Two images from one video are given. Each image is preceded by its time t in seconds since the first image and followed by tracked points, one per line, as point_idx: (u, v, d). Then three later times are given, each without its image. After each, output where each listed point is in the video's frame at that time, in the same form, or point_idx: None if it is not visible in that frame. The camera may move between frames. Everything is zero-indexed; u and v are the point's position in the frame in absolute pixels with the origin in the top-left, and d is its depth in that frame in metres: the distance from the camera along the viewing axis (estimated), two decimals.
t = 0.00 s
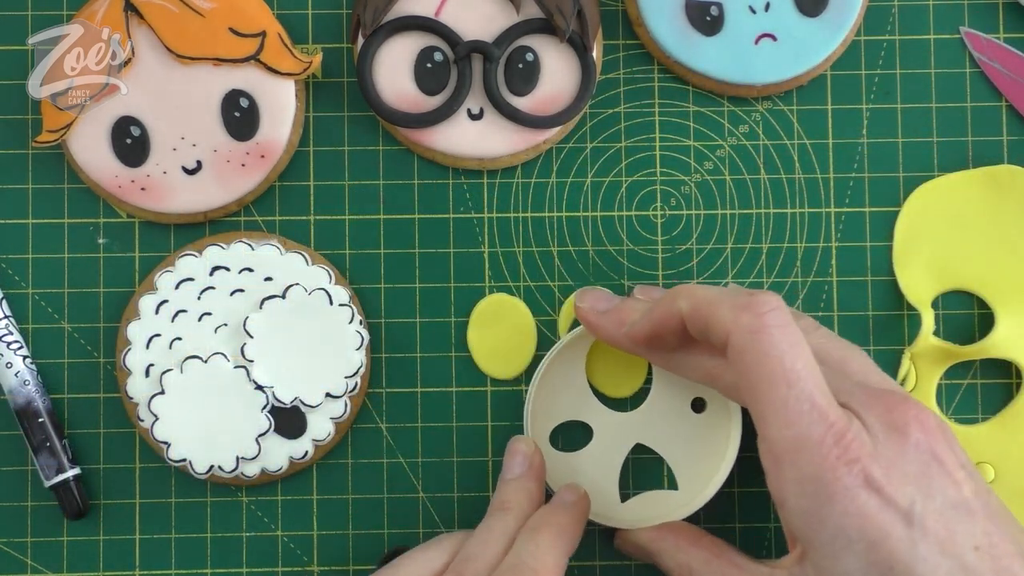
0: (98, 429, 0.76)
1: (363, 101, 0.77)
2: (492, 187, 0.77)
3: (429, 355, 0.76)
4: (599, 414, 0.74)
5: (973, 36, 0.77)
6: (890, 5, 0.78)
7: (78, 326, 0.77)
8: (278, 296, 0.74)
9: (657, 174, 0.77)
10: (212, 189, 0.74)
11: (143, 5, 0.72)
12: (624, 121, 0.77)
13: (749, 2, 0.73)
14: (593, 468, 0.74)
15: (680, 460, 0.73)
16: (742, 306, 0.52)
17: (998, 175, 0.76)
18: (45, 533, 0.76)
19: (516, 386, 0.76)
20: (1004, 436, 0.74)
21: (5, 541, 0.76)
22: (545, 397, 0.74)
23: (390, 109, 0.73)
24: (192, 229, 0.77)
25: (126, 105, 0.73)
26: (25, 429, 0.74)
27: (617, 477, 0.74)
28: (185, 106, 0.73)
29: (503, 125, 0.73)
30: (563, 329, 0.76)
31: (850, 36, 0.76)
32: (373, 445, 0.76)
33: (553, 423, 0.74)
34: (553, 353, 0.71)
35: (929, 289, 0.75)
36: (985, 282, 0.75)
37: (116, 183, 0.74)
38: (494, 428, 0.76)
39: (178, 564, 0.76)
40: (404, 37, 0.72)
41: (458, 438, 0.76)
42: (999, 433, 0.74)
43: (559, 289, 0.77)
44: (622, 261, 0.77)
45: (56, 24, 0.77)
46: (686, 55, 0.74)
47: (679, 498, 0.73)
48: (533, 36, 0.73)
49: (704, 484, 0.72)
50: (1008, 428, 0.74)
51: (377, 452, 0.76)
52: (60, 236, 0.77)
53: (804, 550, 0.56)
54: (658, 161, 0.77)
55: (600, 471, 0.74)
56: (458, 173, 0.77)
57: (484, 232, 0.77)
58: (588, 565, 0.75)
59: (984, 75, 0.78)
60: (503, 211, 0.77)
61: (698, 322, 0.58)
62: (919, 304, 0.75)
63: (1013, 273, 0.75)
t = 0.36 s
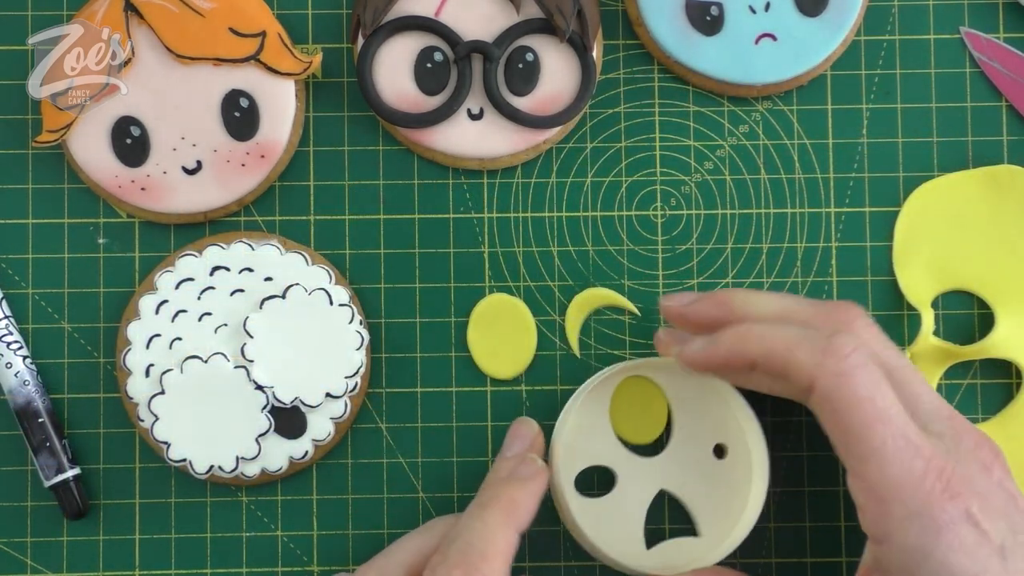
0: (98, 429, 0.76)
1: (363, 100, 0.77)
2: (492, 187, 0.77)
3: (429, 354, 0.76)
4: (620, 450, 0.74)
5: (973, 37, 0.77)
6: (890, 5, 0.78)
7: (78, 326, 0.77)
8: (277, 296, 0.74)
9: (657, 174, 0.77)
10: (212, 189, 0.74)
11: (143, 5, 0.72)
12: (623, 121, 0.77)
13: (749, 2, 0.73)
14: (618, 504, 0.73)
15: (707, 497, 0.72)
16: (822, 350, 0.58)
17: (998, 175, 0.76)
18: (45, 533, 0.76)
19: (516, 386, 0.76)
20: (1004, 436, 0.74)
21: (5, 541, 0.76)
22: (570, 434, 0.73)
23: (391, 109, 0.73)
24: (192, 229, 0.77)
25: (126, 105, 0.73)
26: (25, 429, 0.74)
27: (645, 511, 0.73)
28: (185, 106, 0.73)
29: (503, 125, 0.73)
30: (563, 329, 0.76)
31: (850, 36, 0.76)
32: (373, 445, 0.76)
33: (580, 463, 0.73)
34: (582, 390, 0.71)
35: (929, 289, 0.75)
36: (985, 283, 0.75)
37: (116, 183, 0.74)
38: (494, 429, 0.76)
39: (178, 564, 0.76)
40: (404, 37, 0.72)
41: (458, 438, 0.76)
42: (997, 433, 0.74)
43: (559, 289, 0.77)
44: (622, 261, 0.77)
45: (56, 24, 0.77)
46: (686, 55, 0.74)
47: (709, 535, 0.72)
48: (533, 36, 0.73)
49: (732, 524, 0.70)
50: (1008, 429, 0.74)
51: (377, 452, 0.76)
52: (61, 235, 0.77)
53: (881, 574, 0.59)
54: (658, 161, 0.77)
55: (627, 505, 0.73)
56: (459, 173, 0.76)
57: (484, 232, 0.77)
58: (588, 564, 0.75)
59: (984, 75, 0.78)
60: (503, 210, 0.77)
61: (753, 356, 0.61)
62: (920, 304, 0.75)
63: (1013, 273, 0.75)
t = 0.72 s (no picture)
0: (98, 429, 0.76)
1: (363, 100, 0.77)
2: (492, 187, 0.77)
3: (429, 355, 0.76)
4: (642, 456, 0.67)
5: (973, 37, 0.77)
6: (890, 5, 0.78)
7: (78, 327, 0.77)
8: (277, 296, 0.74)
9: (657, 174, 0.77)
10: (212, 189, 0.74)
11: (143, 5, 0.72)
12: (623, 121, 0.77)
13: (749, 2, 0.73)
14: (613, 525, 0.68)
15: (719, 520, 0.68)
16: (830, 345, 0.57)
17: (998, 176, 0.76)
18: (45, 533, 0.76)
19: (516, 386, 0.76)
20: (1004, 437, 0.74)
21: (5, 541, 0.76)
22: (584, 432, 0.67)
23: (391, 109, 0.73)
24: (192, 229, 0.77)
25: (126, 105, 0.73)
26: (25, 429, 0.74)
27: (648, 544, 0.67)
28: (185, 106, 0.73)
29: (503, 125, 0.73)
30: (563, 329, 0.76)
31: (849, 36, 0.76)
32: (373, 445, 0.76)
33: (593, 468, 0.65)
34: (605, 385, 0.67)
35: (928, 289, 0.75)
36: (985, 283, 0.75)
37: (116, 183, 0.74)
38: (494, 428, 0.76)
39: (178, 564, 0.76)
40: (405, 37, 0.72)
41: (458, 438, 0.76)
42: (998, 433, 0.74)
43: (559, 289, 0.77)
44: (622, 261, 0.77)
45: (56, 24, 0.77)
46: (686, 55, 0.74)
47: (712, 561, 0.67)
48: (533, 35, 0.73)
49: (737, 553, 0.66)
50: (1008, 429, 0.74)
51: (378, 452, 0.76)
52: (61, 235, 0.77)
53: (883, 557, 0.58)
54: (658, 161, 0.77)
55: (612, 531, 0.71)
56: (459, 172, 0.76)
57: (484, 232, 0.77)
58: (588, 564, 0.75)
59: (984, 75, 0.78)
60: (503, 211, 0.77)
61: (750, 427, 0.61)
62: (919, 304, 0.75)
63: (1013, 273, 0.74)
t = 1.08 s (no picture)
0: (98, 429, 0.76)
1: (363, 100, 0.77)
2: (492, 187, 0.77)
3: (429, 354, 0.76)
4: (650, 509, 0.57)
5: (973, 38, 0.77)
6: (890, 5, 0.78)
7: (78, 327, 0.77)
8: (276, 296, 0.74)
9: (657, 174, 0.77)
10: (212, 189, 0.74)
11: (143, 5, 0.72)
12: (623, 121, 0.77)
13: (749, 2, 0.73)
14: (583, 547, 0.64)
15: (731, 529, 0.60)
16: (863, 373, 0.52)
17: (997, 176, 0.76)
18: (46, 533, 0.76)
19: (516, 386, 0.76)
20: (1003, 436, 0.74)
21: (5, 541, 0.76)
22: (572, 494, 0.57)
23: (391, 109, 0.73)
24: (192, 229, 0.77)
25: (126, 105, 0.73)
26: (25, 429, 0.74)
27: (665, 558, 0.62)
28: (185, 106, 0.73)
29: (504, 125, 0.73)
30: (563, 330, 0.76)
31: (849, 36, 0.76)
32: (373, 444, 0.76)
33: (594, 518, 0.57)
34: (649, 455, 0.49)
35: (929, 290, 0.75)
36: (985, 283, 0.75)
37: (116, 183, 0.74)
38: (494, 428, 0.76)
39: (178, 564, 0.76)
40: (405, 37, 0.72)
41: (458, 438, 0.76)
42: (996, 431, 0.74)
43: (559, 289, 0.77)
44: (622, 261, 0.77)
45: (56, 24, 0.77)
46: (686, 55, 0.74)
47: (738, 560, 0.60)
48: (533, 35, 0.73)
49: None
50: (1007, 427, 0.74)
51: (378, 452, 0.76)
52: (61, 235, 0.77)
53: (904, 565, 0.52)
54: (658, 161, 0.77)
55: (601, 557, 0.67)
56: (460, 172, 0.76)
57: (484, 232, 0.77)
58: (588, 565, 0.75)
59: (983, 75, 0.78)
60: (503, 210, 0.77)
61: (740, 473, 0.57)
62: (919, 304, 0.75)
63: (1013, 273, 0.75)
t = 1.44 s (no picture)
0: (98, 429, 0.76)
1: (363, 100, 0.77)
2: (492, 187, 0.77)
3: (429, 354, 0.76)
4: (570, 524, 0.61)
5: (973, 38, 0.77)
6: (890, 5, 0.78)
7: (78, 327, 0.77)
8: (276, 296, 0.74)
9: (657, 173, 0.77)
10: (211, 189, 0.74)
11: (143, 5, 0.72)
12: (623, 121, 0.77)
13: (749, 2, 0.73)
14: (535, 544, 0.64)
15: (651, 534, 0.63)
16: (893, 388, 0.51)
17: (997, 176, 0.76)
18: (46, 533, 0.76)
19: (516, 386, 0.76)
20: (1002, 437, 0.74)
21: (5, 542, 0.76)
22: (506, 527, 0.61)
23: (391, 109, 0.73)
24: (192, 229, 0.77)
25: (126, 105, 0.73)
26: (25, 429, 0.74)
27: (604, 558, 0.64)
28: (185, 106, 0.73)
29: (504, 125, 0.73)
30: (563, 329, 0.76)
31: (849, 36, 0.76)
32: (373, 444, 0.76)
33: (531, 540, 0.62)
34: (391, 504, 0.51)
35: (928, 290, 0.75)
36: (985, 283, 0.75)
37: (116, 183, 0.74)
38: (494, 428, 0.76)
39: (178, 564, 0.76)
40: (405, 37, 0.72)
41: (458, 438, 0.76)
42: (996, 431, 0.74)
43: (559, 289, 0.77)
44: (622, 261, 0.77)
45: (56, 24, 0.77)
46: (686, 55, 0.74)
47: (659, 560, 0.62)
48: (533, 35, 0.73)
49: None
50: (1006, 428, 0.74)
51: (378, 452, 0.76)
52: (61, 235, 0.77)
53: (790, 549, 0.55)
54: (658, 161, 0.77)
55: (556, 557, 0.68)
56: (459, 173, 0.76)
57: (484, 232, 0.77)
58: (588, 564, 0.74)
59: (984, 75, 0.78)
60: (503, 210, 0.77)
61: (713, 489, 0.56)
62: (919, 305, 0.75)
63: (1012, 273, 0.74)
